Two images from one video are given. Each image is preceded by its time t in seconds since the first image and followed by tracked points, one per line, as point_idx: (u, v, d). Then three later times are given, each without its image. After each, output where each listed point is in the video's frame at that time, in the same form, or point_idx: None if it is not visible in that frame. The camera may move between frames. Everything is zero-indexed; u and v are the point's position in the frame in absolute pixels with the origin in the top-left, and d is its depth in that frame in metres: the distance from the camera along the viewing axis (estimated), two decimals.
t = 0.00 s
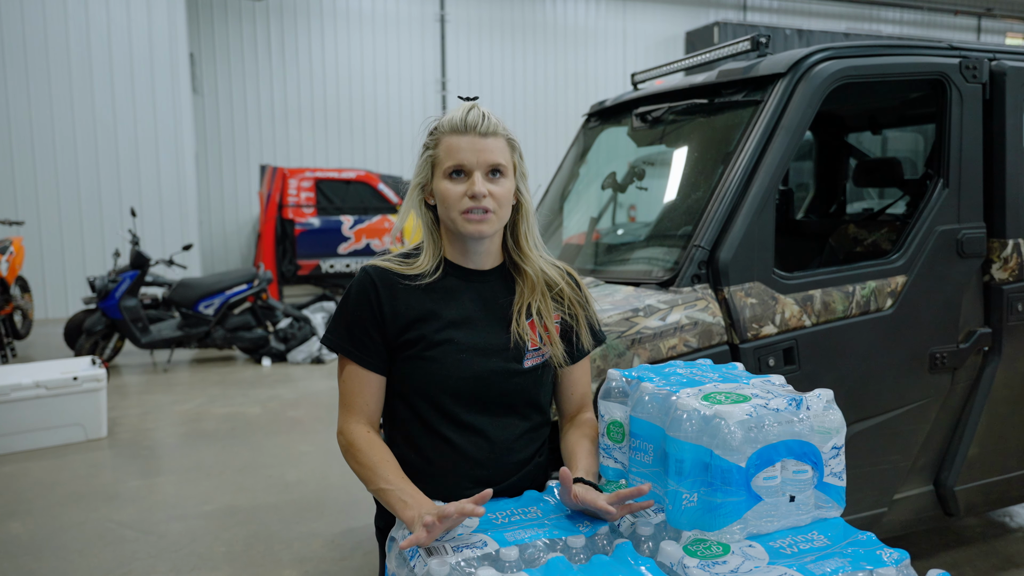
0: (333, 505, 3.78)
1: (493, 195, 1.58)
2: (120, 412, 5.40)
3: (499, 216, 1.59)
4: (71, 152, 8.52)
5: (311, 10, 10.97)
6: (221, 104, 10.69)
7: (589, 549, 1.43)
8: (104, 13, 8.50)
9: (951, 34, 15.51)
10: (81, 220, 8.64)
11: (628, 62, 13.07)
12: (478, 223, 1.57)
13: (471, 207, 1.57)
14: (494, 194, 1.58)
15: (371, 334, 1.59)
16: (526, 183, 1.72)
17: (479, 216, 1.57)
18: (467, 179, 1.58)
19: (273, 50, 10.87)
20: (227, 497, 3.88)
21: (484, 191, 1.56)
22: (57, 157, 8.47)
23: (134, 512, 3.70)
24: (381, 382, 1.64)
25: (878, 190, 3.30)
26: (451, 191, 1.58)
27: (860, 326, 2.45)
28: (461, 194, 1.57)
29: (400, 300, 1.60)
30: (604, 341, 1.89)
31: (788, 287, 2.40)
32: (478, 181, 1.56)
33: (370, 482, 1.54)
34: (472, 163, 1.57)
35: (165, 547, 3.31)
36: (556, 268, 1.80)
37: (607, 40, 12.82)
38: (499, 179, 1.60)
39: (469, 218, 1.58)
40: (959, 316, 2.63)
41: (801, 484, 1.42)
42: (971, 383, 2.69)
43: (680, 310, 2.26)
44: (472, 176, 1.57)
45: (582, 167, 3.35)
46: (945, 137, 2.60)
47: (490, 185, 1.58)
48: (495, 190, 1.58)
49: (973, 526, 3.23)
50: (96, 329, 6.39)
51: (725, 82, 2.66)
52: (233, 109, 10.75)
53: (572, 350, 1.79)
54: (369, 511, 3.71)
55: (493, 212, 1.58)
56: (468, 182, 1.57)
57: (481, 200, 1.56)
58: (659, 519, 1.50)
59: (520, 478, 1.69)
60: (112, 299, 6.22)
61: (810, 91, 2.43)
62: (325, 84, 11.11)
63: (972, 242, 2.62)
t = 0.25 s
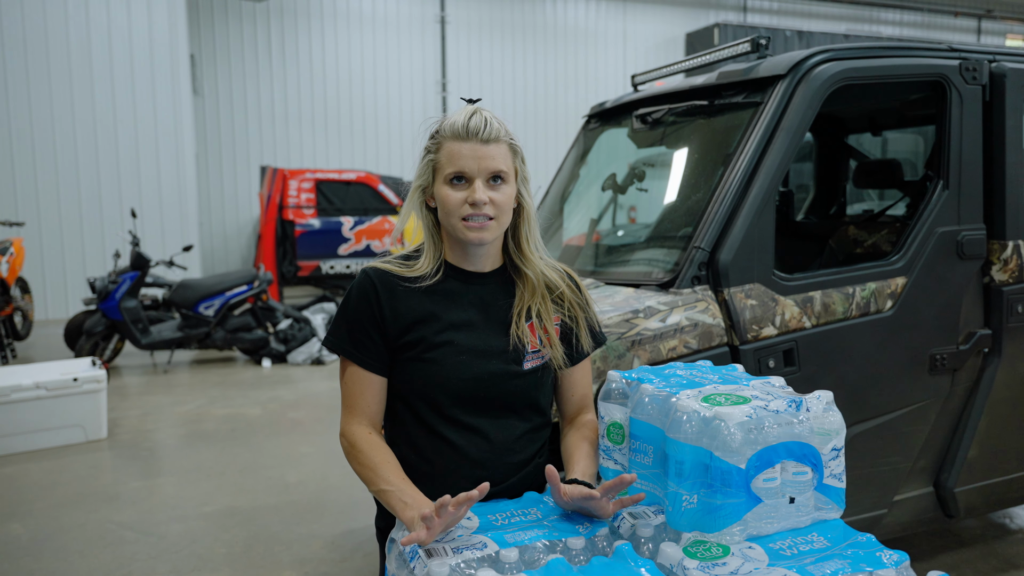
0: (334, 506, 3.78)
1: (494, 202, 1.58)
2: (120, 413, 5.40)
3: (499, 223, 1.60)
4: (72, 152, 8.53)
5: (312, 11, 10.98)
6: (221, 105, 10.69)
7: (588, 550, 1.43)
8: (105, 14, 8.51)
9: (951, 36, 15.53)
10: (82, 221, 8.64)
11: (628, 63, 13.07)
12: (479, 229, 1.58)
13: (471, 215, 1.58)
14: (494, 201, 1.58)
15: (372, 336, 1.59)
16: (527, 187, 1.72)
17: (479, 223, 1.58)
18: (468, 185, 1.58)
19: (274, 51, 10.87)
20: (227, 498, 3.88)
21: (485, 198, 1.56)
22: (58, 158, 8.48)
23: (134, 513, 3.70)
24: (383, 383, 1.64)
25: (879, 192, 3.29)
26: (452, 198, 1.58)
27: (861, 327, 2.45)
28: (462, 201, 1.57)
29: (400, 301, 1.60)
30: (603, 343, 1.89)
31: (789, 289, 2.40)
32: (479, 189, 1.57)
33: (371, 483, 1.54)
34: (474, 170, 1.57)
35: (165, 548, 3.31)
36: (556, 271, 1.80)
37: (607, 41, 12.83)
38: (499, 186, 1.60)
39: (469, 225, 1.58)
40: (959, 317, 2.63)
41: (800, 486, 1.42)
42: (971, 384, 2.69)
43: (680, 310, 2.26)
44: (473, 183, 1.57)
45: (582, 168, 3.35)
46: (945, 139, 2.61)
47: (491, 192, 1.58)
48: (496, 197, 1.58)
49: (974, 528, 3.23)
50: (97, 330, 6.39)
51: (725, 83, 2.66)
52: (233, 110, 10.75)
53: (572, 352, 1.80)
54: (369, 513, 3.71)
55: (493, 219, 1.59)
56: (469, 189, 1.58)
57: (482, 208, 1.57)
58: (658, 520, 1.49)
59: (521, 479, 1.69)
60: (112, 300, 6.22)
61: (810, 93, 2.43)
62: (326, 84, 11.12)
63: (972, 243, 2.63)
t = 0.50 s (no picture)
0: (332, 509, 3.78)
1: (492, 203, 1.58)
2: (118, 416, 5.40)
3: (497, 225, 1.60)
4: (71, 155, 8.53)
5: (310, 13, 10.99)
6: (220, 107, 10.69)
7: (586, 552, 1.42)
8: (104, 17, 8.51)
9: (948, 38, 15.57)
10: (80, 224, 8.64)
11: (626, 66, 13.09)
12: (477, 231, 1.58)
13: (470, 216, 1.57)
14: (493, 202, 1.58)
15: (371, 339, 1.59)
16: (525, 189, 1.72)
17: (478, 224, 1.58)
18: (467, 187, 1.58)
19: (273, 53, 10.88)
20: (225, 501, 3.88)
21: (483, 199, 1.57)
22: (57, 160, 8.48)
23: (132, 516, 3.69)
24: (381, 386, 1.64)
25: (878, 193, 3.26)
26: (450, 199, 1.58)
27: (859, 330, 2.46)
28: (460, 202, 1.58)
29: (398, 305, 1.60)
30: (602, 345, 1.89)
31: (787, 291, 2.40)
32: (477, 190, 1.57)
33: (369, 486, 1.55)
34: (472, 171, 1.57)
35: (163, 551, 3.31)
36: (554, 273, 1.81)
37: (605, 43, 12.85)
38: (498, 188, 1.60)
39: (467, 226, 1.58)
40: (957, 319, 2.63)
41: (798, 488, 1.42)
42: (969, 386, 2.70)
43: (678, 313, 2.26)
44: (471, 184, 1.58)
45: (581, 171, 3.35)
46: (943, 142, 2.61)
47: (489, 193, 1.58)
48: (494, 198, 1.58)
49: (972, 529, 3.23)
50: (95, 333, 6.38)
51: (722, 87, 2.67)
52: (232, 113, 10.75)
53: (570, 355, 1.80)
54: (368, 515, 3.71)
55: (491, 220, 1.59)
56: (468, 191, 1.58)
57: (480, 209, 1.57)
58: (656, 523, 1.48)
59: (520, 482, 1.69)
60: (110, 303, 6.19)
61: (807, 95, 2.44)
62: (324, 87, 11.13)
63: (969, 246, 2.63)
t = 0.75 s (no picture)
0: (330, 512, 3.78)
1: (491, 207, 1.59)
2: (116, 418, 5.39)
3: (496, 228, 1.60)
4: (69, 158, 8.53)
5: (309, 17, 11.00)
6: (218, 110, 10.68)
7: (586, 555, 1.42)
8: (102, 21, 8.51)
9: (946, 42, 15.61)
10: (78, 226, 8.63)
11: (624, 70, 13.11)
12: (475, 235, 1.58)
13: (469, 219, 1.58)
14: (491, 206, 1.59)
15: (370, 342, 1.59)
16: (524, 192, 1.72)
17: (476, 228, 1.58)
18: (465, 191, 1.59)
19: (271, 56, 10.88)
20: (223, 504, 3.87)
21: (482, 203, 1.57)
22: (55, 163, 8.47)
23: (130, 519, 3.68)
24: (380, 389, 1.64)
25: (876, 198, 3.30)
26: (449, 203, 1.58)
27: (857, 333, 2.46)
28: (458, 206, 1.58)
29: (397, 307, 1.60)
30: (600, 349, 1.89)
31: (785, 294, 2.41)
32: (476, 193, 1.57)
33: (369, 489, 1.55)
34: (471, 175, 1.57)
35: (160, 554, 3.30)
36: (552, 276, 1.81)
37: (604, 47, 12.88)
38: (496, 192, 1.60)
39: (466, 230, 1.58)
40: (955, 323, 2.64)
41: (796, 492, 1.43)
42: (966, 390, 2.70)
43: (677, 316, 2.27)
44: (470, 188, 1.58)
45: (580, 174, 3.35)
46: (940, 146, 2.62)
47: (488, 197, 1.59)
48: (493, 202, 1.59)
49: (970, 533, 3.24)
50: (93, 336, 6.37)
51: (720, 90, 2.67)
52: (230, 115, 10.75)
53: (568, 358, 1.80)
54: (366, 519, 3.70)
55: (490, 224, 1.59)
56: (467, 195, 1.58)
57: (479, 212, 1.57)
58: (655, 526, 1.48)
59: (518, 485, 1.69)
60: (108, 306, 6.18)
61: (805, 100, 2.45)
62: (323, 90, 11.14)
63: (967, 250, 2.64)
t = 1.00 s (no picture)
0: (330, 514, 3.77)
1: (493, 210, 1.59)
2: (115, 420, 5.39)
3: (499, 231, 1.60)
4: (69, 159, 8.53)
5: (309, 18, 11.01)
6: (218, 112, 10.69)
7: (588, 557, 1.42)
8: (102, 22, 8.52)
9: (945, 45, 15.63)
10: (78, 228, 8.64)
11: (624, 72, 13.12)
12: (478, 237, 1.58)
13: (471, 222, 1.58)
14: (494, 209, 1.59)
15: (372, 343, 1.59)
16: (526, 194, 1.72)
17: (479, 231, 1.58)
18: (468, 194, 1.59)
19: (271, 58, 10.89)
20: (223, 506, 3.87)
21: (485, 206, 1.57)
22: (55, 164, 8.48)
23: (130, 520, 3.68)
24: (382, 391, 1.64)
25: (875, 200, 3.30)
26: (452, 206, 1.59)
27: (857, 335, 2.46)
28: (461, 209, 1.58)
29: (399, 308, 1.61)
30: (602, 350, 1.89)
31: (786, 296, 2.41)
32: (479, 197, 1.57)
33: (371, 491, 1.55)
34: (474, 178, 1.58)
35: (161, 556, 3.30)
36: (554, 277, 1.81)
37: (603, 49, 12.89)
38: (499, 195, 1.60)
39: (469, 233, 1.59)
40: (955, 325, 2.64)
41: (799, 493, 1.43)
42: (967, 392, 2.70)
43: (677, 318, 2.27)
44: (473, 192, 1.58)
45: (580, 176, 3.35)
46: (941, 148, 2.63)
47: (491, 200, 1.59)
48: (496, 205, 1.59)
49: (970, 535, 3.24)
50: (93, 337, 6.37)
51: (721, 93, 2.67)
52: (230, 117, 10.76)
53: (570, 359, 1.80)
54: (366, 520, 3.70)
55: (492, 227, 1.59)
56: (469, 198, 1.58)
57: (482, 216, 1.57)
58: (658, 528, 1.49)
59: (520, 486, 1.69)
60: (108, 307, 6.18)
61: (806, 102, 2.45)
62: (323, 92, 11.15)
63: (967, 252, 2.64)
